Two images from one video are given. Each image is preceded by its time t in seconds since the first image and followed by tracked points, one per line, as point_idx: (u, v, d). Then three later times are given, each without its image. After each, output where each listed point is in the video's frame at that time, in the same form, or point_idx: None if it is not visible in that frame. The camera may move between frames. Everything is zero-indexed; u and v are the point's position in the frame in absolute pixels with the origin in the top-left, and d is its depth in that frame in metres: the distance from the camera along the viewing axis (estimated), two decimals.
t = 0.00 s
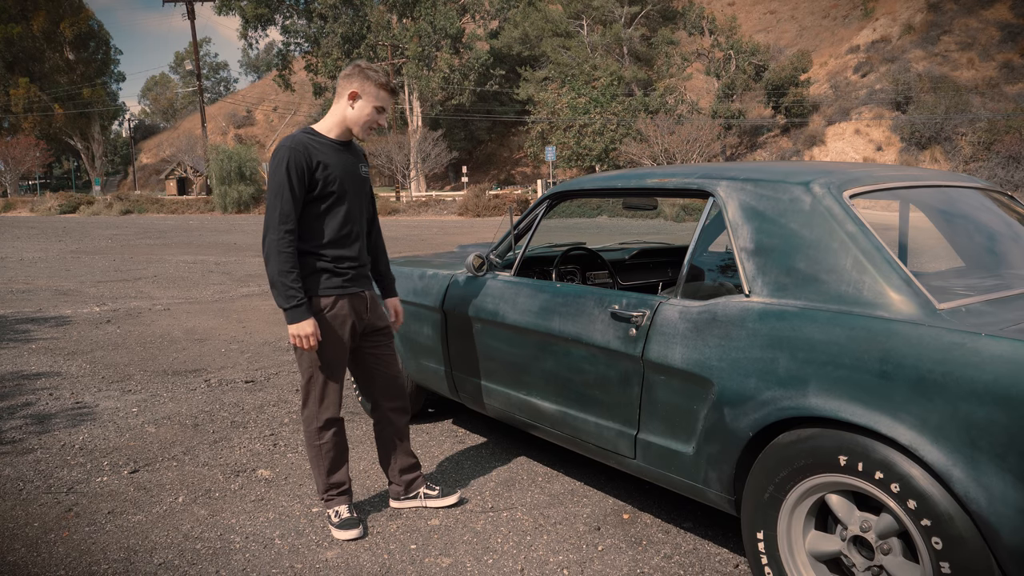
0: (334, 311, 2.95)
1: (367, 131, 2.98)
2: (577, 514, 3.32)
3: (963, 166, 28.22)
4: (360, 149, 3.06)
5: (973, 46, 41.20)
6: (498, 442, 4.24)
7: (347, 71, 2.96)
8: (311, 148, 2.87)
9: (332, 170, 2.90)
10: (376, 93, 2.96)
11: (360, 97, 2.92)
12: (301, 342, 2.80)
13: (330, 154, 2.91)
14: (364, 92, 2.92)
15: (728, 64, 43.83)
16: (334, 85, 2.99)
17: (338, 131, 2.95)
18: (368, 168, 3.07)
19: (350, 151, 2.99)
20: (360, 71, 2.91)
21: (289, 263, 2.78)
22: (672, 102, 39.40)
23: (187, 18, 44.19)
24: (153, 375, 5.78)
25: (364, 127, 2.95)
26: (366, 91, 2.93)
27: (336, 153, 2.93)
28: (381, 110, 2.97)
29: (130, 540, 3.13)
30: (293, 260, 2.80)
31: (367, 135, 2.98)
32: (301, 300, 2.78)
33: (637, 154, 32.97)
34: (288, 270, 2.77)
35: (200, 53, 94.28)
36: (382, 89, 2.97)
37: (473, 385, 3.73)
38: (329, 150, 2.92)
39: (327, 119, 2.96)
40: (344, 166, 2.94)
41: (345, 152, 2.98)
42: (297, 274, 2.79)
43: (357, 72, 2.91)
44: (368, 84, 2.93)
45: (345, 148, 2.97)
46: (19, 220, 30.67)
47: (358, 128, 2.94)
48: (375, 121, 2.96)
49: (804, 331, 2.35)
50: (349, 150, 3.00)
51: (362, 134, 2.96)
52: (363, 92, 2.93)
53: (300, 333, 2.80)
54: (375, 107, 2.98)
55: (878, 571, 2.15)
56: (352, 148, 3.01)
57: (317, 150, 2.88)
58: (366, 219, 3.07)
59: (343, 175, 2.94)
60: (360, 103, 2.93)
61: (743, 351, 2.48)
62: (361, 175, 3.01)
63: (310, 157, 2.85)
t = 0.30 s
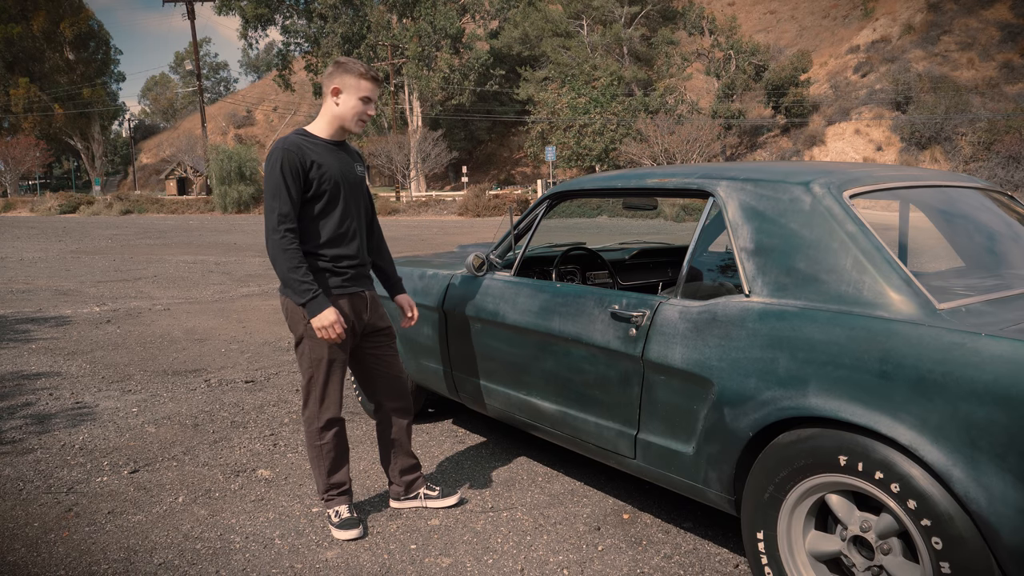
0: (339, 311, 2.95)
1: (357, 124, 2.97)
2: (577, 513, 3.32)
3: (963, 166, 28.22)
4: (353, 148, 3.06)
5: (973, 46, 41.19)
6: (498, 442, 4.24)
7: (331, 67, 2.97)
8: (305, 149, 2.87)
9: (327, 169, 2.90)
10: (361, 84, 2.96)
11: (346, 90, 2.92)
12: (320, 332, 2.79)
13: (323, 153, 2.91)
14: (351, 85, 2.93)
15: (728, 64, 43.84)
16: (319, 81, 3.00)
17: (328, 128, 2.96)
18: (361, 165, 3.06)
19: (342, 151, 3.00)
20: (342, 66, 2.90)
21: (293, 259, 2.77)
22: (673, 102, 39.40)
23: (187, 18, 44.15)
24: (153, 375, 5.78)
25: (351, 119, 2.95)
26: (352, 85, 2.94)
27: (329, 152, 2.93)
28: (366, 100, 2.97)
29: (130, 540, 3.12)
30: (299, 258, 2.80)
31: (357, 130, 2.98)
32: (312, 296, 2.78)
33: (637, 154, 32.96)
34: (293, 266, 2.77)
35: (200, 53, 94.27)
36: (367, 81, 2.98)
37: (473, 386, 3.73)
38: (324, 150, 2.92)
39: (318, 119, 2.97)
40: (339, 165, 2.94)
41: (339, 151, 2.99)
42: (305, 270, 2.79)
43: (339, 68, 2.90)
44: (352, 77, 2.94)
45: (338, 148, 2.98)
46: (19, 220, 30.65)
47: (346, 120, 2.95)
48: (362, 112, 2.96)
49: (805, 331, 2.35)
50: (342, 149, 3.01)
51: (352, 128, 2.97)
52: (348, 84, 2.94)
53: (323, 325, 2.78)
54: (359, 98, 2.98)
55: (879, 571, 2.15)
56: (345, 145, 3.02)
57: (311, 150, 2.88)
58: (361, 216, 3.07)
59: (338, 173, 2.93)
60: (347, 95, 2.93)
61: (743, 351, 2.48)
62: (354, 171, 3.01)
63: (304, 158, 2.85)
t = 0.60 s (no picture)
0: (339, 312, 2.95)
1: (348, 119, 2.97)
2: (577, 513, 3.32)
3: (963, 166, 28.22)
4: (352, 147, 3.06)
5: (973, 46, 41.19)
6: (498, 442, 4.25)
7: (319, 65, 2.97)
8: (303, 148, 2.87)
9: (323, 167, 2.89)
10: (350, 78, 2.96)
11: (335, 86, 2.93)
12: (335, 315, 2.79)
13: (322, 153, 2.92)
14: (340, 80, 2.94)
15: (728, 64, 43.87)
16: (308, 80, 3.01)
17: (321, 126, 2.97)
18: (361, 165, 3.06)
19: (342, 150, 3.01)
20: (332, 65, 2.93)
21: (291, 256, 2.78)
22: (672, 102, 39.41)
23: (187, 18, 44.16)
24: (153, 375, 5.78)
25: (339, 112, 2.94)
26: (340, 79, 2.95)
27: (327, 152, 2.94)
28: (354, 92, 2.96)
29: (130, 540, 3.12)
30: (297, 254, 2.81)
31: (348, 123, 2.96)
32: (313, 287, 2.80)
33: (637, 154, 32.94)
34: (292, 263, 2.79)
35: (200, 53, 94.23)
36: (355, 76, 2.98)
37: (472, 386, 3.73)
38: (320, 148, 2.93)
39: (313, 118, 2.98)
40: (336, 163, 2.94)
41: (338, 151, 3.00)
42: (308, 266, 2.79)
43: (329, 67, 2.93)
44: (339, 72, 2.95)
45: (336, 147, 2.99)
46: (19, 220, 30.66)
47: (334, 113, 2.94)
48: (349, 105, 2.94)
49: (805, 331, 2.35)
50: (342, 149, 3.02)
51: (341, 122, 2.96)
52: (337, 79, 2.94)
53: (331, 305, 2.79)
54: (345, 91, 2.96)
55: (879, 571, 2.15)
56: (342, 143, 3.02)
57: (308, 150, 2.89)
58: (360, 214, 3.06)
59: (335, 172, 2.93)
60: (335, 90, 2.93)
61: (743, 350, 2.48)
62: (353, 169, 3.00)
63: (302, 156, 2.85)
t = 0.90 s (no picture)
0: (337, 309, 2.94)
1: (337, 118, 2.96)
2: (577, 513, 3.32)
3: (963, 166, 28.24)
4: (348, 145, 3.07)
5: (973, 46, 41.22)
6: (498, 442, 4.25)
7: (306, 65, 2.98)
8: (298, 146, 2.87)
9: (316, 164, 2.89)
10: (335, 75, 2.95)
11: (321, 84, 2.92)
12: (359, 267, 2.72)
13: (317, 152, 2.92)
14: (324, 79, 2.93)
15: (728, 64, 43.87)
16: (297, 82, 3.03)
17: (311, 124, 2.97)
18: (358, 165, 3.06)
19: (338, 149, 3.01)
20: (320, 64, 2.94)
21: (293, 239, 2.73)
22: (673, 102, 39.42)
23: (187, 18, 44.16)
24: (153, 375, 5.78)
25: (325, 111, 2.93)
26: (325, 78, 2.94)
27: (322, 150, 2.94)
28: (341, 90, 2.96)
29: (130, 540, 3.13)
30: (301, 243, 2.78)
31: (336, 123, 2.96)
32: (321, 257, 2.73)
33: (637, 154, 32.94)
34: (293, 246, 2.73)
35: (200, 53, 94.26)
36: (341, 72, 2.97)
37: (473, 385, 3.73)
38: (315, 146, 2.93)
39: (307, 121, 2.99)
40: (330, 161, 2.94)
41: (334, 151, 3.00)
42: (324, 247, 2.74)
43: (318, 66, 2.94)
44: (322, 70, 2.94)
45: (330, 145, 2.99)
46: (19, 220, 30.67)
47: (321, 113, 2.94)
48: (335, 103, 2.94)
49: (804, 331, 2.35)
50: (337, 149, 3.02)
51: (328, 122, 2.95)
52: (325, 78, 2.94)
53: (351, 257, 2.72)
54: (335, 90, 2.96)
55: (879, 571, 2.15)
56: (336, 142, 3.02)
57: (304, 148, 2.89)
58: (358, 211, 3.06)
59: (330, 169, 2.93)
60: (320, 90, 2.93)
61: (743, 351, 2.48)
62: (348, 166, 3.00)
63: (297, 154, 2.85)
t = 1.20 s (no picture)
0: (338, 308, 2.94)
1: (332, 121, 2.96)
2: (577, 513, 3.32)
3: (963, 166, 28.23)
4: (345, 143, 3.07)
5: (973, 46, 41.21)
6: (498, 442, 4.25)
7: (299, 68, 2.98)
8: (295, 145, 2.88)
9: (314, 162, 2.90)
10: (329, 78, 2.95)
11: (317, 87, 2.92)
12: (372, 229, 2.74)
13: (314, 150, 2.93)
14: (317, 83, 2.92)
15: (728, 64, 43.86)
16: (290, 87, 3.02)
17: (307, 126, 2.97)
18: (356, 163, 3.07)
19: (335, 149, 3.02)
20: (313, 65, 2.94)
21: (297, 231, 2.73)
22: (673, 102, 39.44)
23: (187, 18, 44.17)
24: (153, 375, 5.78)
25: (322, 116, 2.94)
26: (319, 81, 2.93)
27: (319, 149, 2.94)
28: (337, 93, 2.96)
29: (130, 540, 3.12)
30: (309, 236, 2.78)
31: (331, 127, 2.96)
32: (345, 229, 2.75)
33: (637, 154, 32.93)
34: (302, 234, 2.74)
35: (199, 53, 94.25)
36: (334, 73, 2.97)
37: (473, 385, 3.72)
38: (312, 146, 2.93)
39: (303, 121, 2.99)
40: (329, 160, 2.94)
41: (332, 150, 3.01)
42: (337, 229, 2.75)
43: (311, 66, 2.94)
44: (316, 72, 2.93)
45: (328, 144, 2.99)
46: (19, 220, 30.67)
47: (317, 117, 2.94)
48: (331, 107, 2.94)
49: (804, 332, 2.35)
50: (334, 148, 3.03)
51: (324, 125, 2.95)
52: (318, 80, 2.93)
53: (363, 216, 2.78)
54: (329, 92, 2.96)
55: (879, 571, 2.15)
56: (334, 141, 3.02)
57: (302, 147, 2.89)
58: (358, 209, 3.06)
59: (328, 168, 2.93)
60: (315, 94, 2.92)
61: (743, 350, 2.48)
62: (345, 165, 3.00)
63: (294, 152, 2.86)
